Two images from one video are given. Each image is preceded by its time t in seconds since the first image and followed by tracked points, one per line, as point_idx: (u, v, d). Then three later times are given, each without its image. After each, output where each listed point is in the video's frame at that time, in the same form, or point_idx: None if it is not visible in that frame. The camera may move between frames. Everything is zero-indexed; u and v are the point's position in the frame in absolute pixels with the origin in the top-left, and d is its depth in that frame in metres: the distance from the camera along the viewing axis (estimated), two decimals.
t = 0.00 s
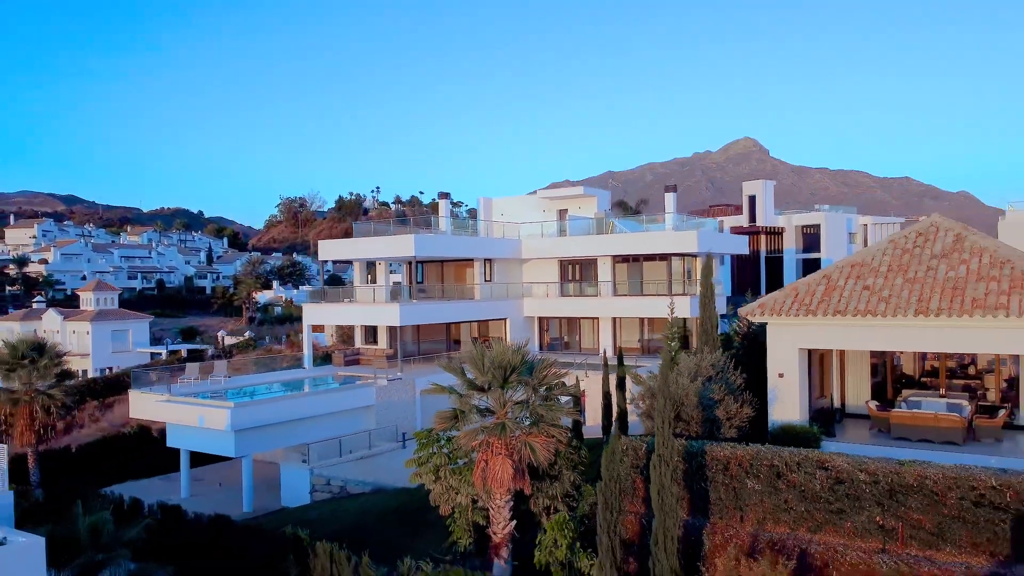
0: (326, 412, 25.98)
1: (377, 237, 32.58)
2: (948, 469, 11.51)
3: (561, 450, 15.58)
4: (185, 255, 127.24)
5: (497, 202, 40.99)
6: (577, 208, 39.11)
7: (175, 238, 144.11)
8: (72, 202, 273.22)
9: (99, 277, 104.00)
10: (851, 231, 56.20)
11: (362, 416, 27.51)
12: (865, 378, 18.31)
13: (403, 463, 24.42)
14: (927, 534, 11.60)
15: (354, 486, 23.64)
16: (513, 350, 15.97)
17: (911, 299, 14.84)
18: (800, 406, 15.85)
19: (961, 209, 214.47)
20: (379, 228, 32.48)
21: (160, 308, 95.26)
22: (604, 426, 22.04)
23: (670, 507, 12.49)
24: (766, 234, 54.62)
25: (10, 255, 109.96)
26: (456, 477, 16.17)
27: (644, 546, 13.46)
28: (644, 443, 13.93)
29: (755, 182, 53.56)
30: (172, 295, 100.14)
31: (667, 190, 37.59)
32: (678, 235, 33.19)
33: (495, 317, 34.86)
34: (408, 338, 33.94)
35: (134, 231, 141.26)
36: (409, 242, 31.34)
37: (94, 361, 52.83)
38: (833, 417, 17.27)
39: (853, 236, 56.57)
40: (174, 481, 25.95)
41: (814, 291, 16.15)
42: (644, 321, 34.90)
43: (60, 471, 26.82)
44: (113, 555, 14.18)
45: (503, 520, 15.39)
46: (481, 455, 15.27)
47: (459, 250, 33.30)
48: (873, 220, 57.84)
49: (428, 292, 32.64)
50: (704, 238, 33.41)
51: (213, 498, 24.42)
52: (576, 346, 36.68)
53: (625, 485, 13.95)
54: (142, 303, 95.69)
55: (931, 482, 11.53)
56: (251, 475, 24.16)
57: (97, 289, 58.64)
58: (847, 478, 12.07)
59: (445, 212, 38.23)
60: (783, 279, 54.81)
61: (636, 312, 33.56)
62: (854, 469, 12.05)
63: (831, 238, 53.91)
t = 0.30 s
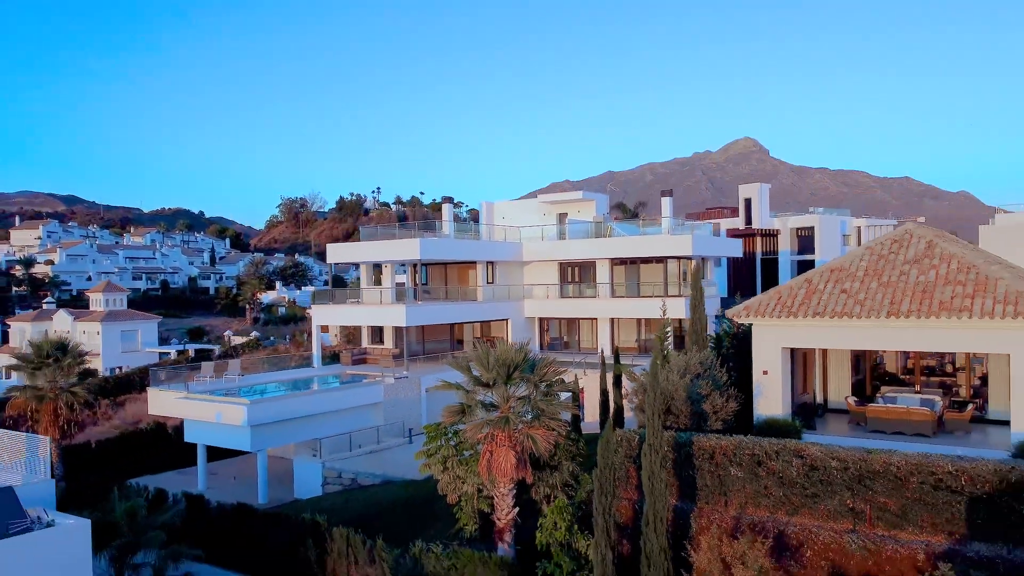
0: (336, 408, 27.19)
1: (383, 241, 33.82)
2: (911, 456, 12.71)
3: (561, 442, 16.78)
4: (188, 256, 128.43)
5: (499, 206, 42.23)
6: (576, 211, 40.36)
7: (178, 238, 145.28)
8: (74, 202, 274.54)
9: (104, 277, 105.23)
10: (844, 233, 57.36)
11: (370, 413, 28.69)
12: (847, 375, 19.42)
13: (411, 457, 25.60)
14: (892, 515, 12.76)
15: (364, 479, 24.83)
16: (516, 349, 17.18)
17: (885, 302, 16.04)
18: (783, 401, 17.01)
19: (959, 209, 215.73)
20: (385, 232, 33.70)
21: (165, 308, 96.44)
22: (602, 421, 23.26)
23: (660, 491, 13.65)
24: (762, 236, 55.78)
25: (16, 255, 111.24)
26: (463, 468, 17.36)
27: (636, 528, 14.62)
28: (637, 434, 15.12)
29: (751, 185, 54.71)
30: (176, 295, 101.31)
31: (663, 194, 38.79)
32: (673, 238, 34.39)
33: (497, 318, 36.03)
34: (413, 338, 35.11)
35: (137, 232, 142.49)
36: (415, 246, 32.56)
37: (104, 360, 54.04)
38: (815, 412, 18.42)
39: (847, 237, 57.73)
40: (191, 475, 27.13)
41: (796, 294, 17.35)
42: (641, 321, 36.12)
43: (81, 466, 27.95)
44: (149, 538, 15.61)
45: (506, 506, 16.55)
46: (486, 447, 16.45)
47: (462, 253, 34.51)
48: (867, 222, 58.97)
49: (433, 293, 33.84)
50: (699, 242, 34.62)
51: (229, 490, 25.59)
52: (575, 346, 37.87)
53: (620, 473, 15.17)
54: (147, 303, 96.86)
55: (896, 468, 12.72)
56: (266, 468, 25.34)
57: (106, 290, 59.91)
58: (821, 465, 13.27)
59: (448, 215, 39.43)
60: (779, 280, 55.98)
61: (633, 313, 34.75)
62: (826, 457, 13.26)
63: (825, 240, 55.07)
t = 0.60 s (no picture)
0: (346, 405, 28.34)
1: (389, 244, 35.05)
2: (879, 446, 13.91)
3: (560, 435, 17.99)
4: (192, 257, 129.60)
5: (500, 210, 43.46)
6: (575, 215, 41.60)
7: (181, 239, 146.44)
8: (76, 203, 275.83)
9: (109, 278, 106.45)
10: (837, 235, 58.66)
11: (379, 410, 29.84)
12: (830, 373, 20.67)
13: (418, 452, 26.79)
14: (863, 500, 13.93)
15: (374, 472, 26.03)
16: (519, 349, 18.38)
17: (863, 305, 17.21)
18: (768, 398, 18.18)
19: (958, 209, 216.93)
20: (392, 236, 34.98)
21: (170, 308, 97.56)
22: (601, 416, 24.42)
23: (651, 479, 14.85)
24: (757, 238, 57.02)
25: (22, 257, 112.47)
26: (468, 460, 18.58)
27: (630, 514, 15.83)
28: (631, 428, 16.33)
29: (746, 189, 56.03)
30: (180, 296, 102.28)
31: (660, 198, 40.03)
32: (670, 242, 35.62)
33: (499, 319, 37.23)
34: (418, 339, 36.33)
35: (140, 233, 143.61)
36: (420, 250, 33.77)
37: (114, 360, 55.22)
38: (798, 408, 19.66)
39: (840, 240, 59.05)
40: (206, 470, 28.34)
41: (780, 297, 18.57)
42: (638, 322, 37.36)
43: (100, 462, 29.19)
44: (179, 525, 16.79)
45: (509, 496, 17.71)
46: (490, 440, 17.64)
47: (465, 256, 35.70)
48: (860, 224, 60.22)
49: (437, 295, 35.04)
50: (694, 245, 35.89)
51: (243, 483, 26.77)
52: (574, 345, 39.08)
53: (615, 463, 16.39)
54: (152, 304, 97.96)
55: (866, 456, 13.93)
56: (279, 463, 26.51)
57: (115, 291, 61.20)
58: (798, 455, 14.47)
59: (451, 219, 40.64)
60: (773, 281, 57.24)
61: (631, 314, 35.95)
62: (803, 447, 14.47)
63: (819, 242, 56.36)
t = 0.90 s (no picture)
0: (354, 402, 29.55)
1: (395, 247, 36.30)
2: (852, 437, 15.05)
3: (559, 429, 19.20)
4: (196, 258, 130.82)
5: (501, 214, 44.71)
6: (574, 219, 42.83)
7: (184, 239, 147.67)
8: (78, 203, 277.19)
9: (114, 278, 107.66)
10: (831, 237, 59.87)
11: (385, 407, 31.03)
12: (814, 371, 21.91)
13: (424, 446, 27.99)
14: (838, 487, 15.08)
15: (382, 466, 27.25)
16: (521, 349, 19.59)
17: (842, 307, 18.43)
18: (754, 394, 19.38)
19: (956, 210, 217.98)
20: (398, 239, 36.24)
21: (175, 308, 98.79)
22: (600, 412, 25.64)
23: (643, 468, 16.04)
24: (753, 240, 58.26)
25: (28, 258, 113.77)
26: (473, 452, 19.78)
27: (624, 501, 17.07)
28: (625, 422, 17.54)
29: (742, 192, 57.24)
30: (185, 296, 103.44)
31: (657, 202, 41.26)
32: (666, 245, 36.83)
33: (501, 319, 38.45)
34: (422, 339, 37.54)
35: (144, 233, 144.87)
36: (425, 253, 35.02)
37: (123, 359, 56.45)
38: (784, 404, 20.88)
39: (835, 241, 60.24)
40: (221, 464, 29.59)
41: (765, 300, 19.79)
42: (635, 322, 38.57)
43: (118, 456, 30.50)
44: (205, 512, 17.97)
45: (512, 486, 18.93)
46: (494, 433, 18.85)
47: (468, 259, 36.91)
48: (854, 226, 61.44)
49: (441, 296, 36.25)
50: (689, 248, 37.10)
51: (256, 476, 28.01)
52: (574, 345, 40.29)
53: (610, 454, 17.60)
54: (157, 304, 99.17)
55: (840, 447, 15.05)
56: (291, 457, 27.73)
57: (124, 292, 62.48)
58: (779, 445, 15.66)
59: (454, 222, 41.88)
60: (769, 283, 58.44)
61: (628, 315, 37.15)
62: (783, 438, 15.65)
63: (813, 244, 57.57)
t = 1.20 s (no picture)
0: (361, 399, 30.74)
1: (401, 251, 37.56)
2: (829, 429, 16.25)
3: (558, 424, 20.44)
4: (199, 258, 132.06)
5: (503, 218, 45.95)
6: (573, 222, 44.07)
7: (188, 240, 149.00)
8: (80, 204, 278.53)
9: (119, 279, 108.88)
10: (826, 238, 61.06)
11: (391, 405, 32.21)
12: (801, 369, 23.14)
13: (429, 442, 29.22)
14: (817, 477, 16.27)
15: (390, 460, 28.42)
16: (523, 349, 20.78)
17: (824, 309, 19.63)
18: (743, 391, 20.57)
19: (955, 210, 219.02)
20: (403, 242, 37.51)
21: (179, 309, 99.95)
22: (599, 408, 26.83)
23: (636, 458, 17.27)
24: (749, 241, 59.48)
25: (34, 259, 115.05)
26: (478, 445, 21.00)
27: (619, 490, 18.30)
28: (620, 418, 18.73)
29: (739, 195, 58.51)
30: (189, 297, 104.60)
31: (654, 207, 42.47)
32: (662, 248, 38.03)
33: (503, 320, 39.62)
34: (427, 339, 38.74)
35: (148, 234, 146.08)
36: (429, 256, 36.26)
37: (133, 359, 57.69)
38: (770, 400, 22.11)
39: (830, 243, 61.48)
40: (234, 459, 30.82)
41: (753, 302, 21.03)
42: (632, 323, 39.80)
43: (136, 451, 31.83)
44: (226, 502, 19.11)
45: (514, 477, 20.12)
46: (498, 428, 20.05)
47: (470, 261, 38.13)
48: (848, 228, 62.64)
49: (445, 298, 37.46)
50: (685, 251, 38.35)
51: (269, 471, 29.23)
52: (573, 345, 41.48)
53: (607, 447, 18.82)
54: (162, 305, 100.37)
55: (818, 438, 16.26)
56: (302, 452, 28.92)
57: (133, 294, 63.77)
58: (762, 437, 16.88)
59: (457, 226, 43.11)
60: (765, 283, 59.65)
61: (626, 316, 38.32)
62: (767, 431, 16.86)
63: (808, 245, 58.77)
